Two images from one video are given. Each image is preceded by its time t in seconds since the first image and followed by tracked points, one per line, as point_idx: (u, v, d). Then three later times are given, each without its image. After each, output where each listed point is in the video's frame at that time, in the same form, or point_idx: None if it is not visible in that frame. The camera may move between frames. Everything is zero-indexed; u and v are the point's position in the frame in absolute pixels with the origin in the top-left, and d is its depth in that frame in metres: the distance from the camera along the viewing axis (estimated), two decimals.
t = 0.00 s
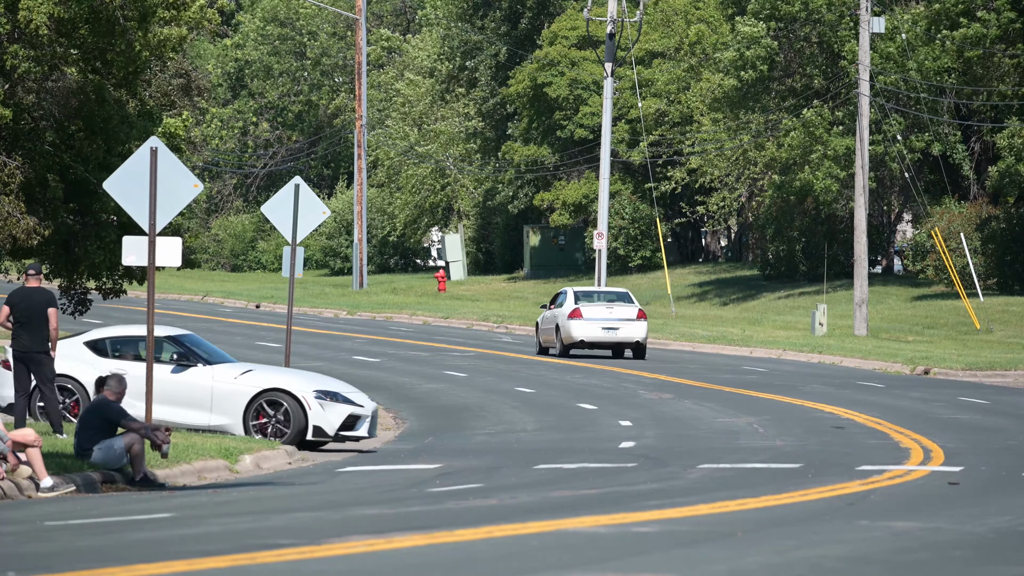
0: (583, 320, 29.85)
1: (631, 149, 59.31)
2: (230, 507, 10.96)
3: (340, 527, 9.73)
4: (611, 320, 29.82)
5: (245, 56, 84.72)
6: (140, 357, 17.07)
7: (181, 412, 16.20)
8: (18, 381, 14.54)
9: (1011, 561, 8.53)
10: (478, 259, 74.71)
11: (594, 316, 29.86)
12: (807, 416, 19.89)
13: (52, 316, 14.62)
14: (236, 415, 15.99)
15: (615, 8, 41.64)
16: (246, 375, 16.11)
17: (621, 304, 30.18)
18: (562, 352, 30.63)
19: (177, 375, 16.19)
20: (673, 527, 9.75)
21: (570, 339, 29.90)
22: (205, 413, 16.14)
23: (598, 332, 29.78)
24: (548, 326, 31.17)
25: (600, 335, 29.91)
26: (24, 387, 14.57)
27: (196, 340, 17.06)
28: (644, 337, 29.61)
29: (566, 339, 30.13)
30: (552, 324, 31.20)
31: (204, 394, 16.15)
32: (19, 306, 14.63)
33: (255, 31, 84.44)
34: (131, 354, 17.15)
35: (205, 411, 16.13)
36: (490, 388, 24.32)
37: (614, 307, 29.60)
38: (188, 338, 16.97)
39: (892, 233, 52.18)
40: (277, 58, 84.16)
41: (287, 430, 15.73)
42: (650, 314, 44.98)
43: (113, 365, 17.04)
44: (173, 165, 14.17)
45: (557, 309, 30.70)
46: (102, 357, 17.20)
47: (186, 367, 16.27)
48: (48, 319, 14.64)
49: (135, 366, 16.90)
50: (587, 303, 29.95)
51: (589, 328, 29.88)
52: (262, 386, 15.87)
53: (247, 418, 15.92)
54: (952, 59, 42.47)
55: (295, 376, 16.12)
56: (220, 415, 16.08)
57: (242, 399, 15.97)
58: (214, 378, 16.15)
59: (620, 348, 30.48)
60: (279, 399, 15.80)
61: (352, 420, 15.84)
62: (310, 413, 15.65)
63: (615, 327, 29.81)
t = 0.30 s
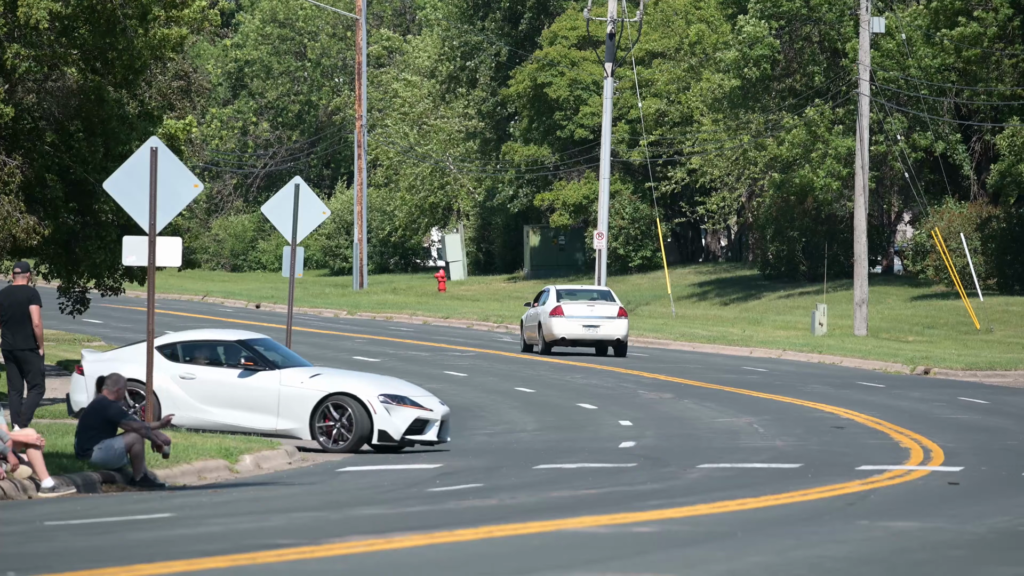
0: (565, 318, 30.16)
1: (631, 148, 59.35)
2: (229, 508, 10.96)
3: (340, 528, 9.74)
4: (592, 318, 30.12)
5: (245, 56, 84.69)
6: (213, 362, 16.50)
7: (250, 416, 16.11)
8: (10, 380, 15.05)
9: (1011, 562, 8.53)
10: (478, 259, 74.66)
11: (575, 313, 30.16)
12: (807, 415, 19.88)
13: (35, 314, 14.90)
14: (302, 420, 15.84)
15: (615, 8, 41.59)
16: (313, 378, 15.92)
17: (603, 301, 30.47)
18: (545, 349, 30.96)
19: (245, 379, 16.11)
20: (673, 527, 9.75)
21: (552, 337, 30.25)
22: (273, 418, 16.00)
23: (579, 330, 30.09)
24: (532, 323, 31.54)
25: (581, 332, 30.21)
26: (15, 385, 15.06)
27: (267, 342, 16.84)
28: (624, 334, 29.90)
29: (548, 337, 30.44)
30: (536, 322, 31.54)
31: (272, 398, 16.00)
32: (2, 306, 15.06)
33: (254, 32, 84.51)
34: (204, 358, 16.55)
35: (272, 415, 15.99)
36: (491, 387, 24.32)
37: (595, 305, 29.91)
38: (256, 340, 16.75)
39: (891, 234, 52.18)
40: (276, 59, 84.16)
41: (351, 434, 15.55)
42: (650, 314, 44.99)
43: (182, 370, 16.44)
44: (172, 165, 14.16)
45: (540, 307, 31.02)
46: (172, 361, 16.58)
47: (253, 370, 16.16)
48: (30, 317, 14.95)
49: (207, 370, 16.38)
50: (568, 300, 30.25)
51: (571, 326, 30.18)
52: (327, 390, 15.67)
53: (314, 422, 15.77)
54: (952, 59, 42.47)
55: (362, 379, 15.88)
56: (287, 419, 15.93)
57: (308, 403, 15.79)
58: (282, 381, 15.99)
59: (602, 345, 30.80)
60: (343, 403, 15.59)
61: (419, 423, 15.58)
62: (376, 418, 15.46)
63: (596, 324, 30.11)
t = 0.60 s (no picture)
0: (547, 316, 30.61)
1: (631, 148, 59.36)
2: (230, 508, 10.96)
3: (339, 527, 9.73)
4: (574, 315, 30.54)
5: (244, 56, 84.67)
6: (280, 365, 16.14)
7: (312, 418, 15.74)
8: None
9: (1011, 561, 8.53)
10: (478, 259, 74.65)
11: (558, 311, 30.59)
12: (807, 415, 19.88)
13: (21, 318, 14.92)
14: (363, 419, 15.53)
15: (615, 7, 41.58)
16: (373, 377, 15.62)
17: (586, 299, 30.92)
18: (529, 347, 31.44)
19: (306, 381, 15.78)
20: (673, 526, 9.74)
21: (535, 334, 30.72)
22: (334, 419, 15.66)
23: (561, 327, 30.51)
24: (516, 321, 32.06)
25: (564, 329, 30.63)
26: None
27: (332, 344, 16.49)
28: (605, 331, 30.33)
29: (531, 334, 30.90)
30: (521, 320, 32.03)
31: (333, 399, 15.66)
32: None
33: (254, 32, 84.52)
34: (271, 361, 16.18)
35: (333, 417, 15.65)
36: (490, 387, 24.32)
37: (576, 302, 30.35)
38: (323, 342, 16.40)
39: (892, 234, 52.18)
40: (276, 59, 84.15)
41: (409, 436, 15.33)
42: (650, 314, 45.01)
43: (247, 373, 16.07)
44: (173, 166, 14.15)
45: (524, 305, 31.49)
46: (238, 365, 16.18)
47: (316, 372, 15.85)
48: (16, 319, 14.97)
49: (271, 373, 16.00)
50: (552, 297, 30.64)
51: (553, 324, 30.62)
52: (388, 388, 15.39)
53: (374, 422, 15.49)
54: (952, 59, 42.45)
55: (422, 378, 15.62)
56: (348, 420, 15.59)
57: (368, 403, 15.51)
58: (343, 381, 15.67)
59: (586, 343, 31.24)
60: (401, 402, 15.35)
61: (477, 421, 15.41)
62: (434, 416, 15.26)
63: (578, 322, 30.54)
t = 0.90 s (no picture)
0: (531, 314, 31.19)
1: (631, 148, 59.37)
2: (230, 508, 10.95)
3: (339, 527, 9.73)
4: (557, 313, 31.22)
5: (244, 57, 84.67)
6: (345, 367, 15.93)
7: (371, 419, 15.54)
8: None
9: (1011, 561, 8.52)
10: (478, 259, 74.67)
11: (541, 309, 31.20)
12: (807, 415, 19.87)
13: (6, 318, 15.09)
14: (421, 418, 15.41)
15: (615, 8, 41.56)
16: (430, 375, 15.51)
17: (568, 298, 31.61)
18: (511, 344, 32.00)
19: (364, 382, 15.59)
20: (673, 527, 9.74)
21: (518, 332, 31.24)
22: (393, 419, 15.49)
23: (544, 325, 31.14)
24: (499, 319, 32.64)
25: (546, 328, 31.25)
26: None
27: (393, 345, 16.29)
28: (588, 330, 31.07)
29: (514, 332, 31.46)
30: (503, 318, 32.58)
31: (391, 398, 15.49)
32: None
33: (254, 32, 84.50)
34: (336, 364, 15.96)
35: (392, 417, 15.48)
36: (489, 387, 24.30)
37: (560, 301, 31.01)
38: (384, 343, 16.23)
39: (892, 234, 52.21)
40: (276, 59, 84.14)
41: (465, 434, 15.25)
42: (650, 314, 45.01)
43: (310, 376, 15.82)
44: (173, 167, 14.15)
45: (506, 304, 32.06)
46: (303, 368, 15.95)
47: (376, 372, 15.68)
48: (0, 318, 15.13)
49: (334, 376, 15.75)
50: (535, 296, 31.22)
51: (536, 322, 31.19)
52: (445, 387, 15.29)
53: (433, 420, 15.44)
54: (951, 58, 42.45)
55: (477, 375, 15.53)
56: (407, 419, 15.45)
57: (427, 401, 15.40)
58: (401, 381, 15.54)
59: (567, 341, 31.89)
60: (457, 401, 15.27)
61: (535, 418, 15.27)
62: (488, 413, 15.16)
63: (561, 320, 31.20)
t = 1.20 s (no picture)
0: (515, 312, 31.24)
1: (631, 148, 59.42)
2: (230, 508, 10.96)
3: (339, 528, 9.74)
4: (540, 311, 31.29)
5: (245, 57, 84.74)
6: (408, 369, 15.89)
7: (429, 420, 15.54)
8: None
9: (1011, 561, 8.53)
10: (478, 259, 74.75)
11: (525, 307, 31.25)
12: (806, 416, 19.88)
13: None
14: (475, 418, 15.34)
15: (615, 8, 41.57)
16: (484, 375, 15.45)
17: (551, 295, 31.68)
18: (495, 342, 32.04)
19: (421, 385, 15.58)
20: (672, 527, 9.75)
21: (502, 329, 31.27)
22: (449, 420, 15.47)
23: (528, 323, 31.18)
24: (483, 317, 32.68)
25: (530, 325, 31.31)
26: None
27: (452, 345, 16.23)
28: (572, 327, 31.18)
29: (497, 330, 31.52)
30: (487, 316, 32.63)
31: (447, 399, 15.47)
32: None
33: (254, 32, 84.53)
34: (400, 367, 15.92)
35: (448, 418, 15.46)
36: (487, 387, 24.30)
37: (544, 299, 31.08)
38: (446, 344, 16.17)
39: (892, 233, 52.27)
40: (276, 59, 84.18)
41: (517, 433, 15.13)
42: (650, 314, 45.05)
43: (373, 379, 15.82)
44: (173, 166, 14.15)
45: (490, 302, 32.09)
46: (367, 371, 15.96)
47: (434, 373, 15.65)
48: None
49: (394, 377, 15.73)
50: (518, 294, 31.27)
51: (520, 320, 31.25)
52: (496, 386, 15.23)
53: (487, 421, 15.35)
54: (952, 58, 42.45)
55: (529, 374, 15.41)
56: (463, 420, 15.40)
57: (481, 401, 15.33)
58: (456, 381, 15.49)
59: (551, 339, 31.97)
60: (508, 400, 15.15)
61: (587, 417, 15.07)
62: (538, 412, 15.02)
63: (544, 318, 31.27)
